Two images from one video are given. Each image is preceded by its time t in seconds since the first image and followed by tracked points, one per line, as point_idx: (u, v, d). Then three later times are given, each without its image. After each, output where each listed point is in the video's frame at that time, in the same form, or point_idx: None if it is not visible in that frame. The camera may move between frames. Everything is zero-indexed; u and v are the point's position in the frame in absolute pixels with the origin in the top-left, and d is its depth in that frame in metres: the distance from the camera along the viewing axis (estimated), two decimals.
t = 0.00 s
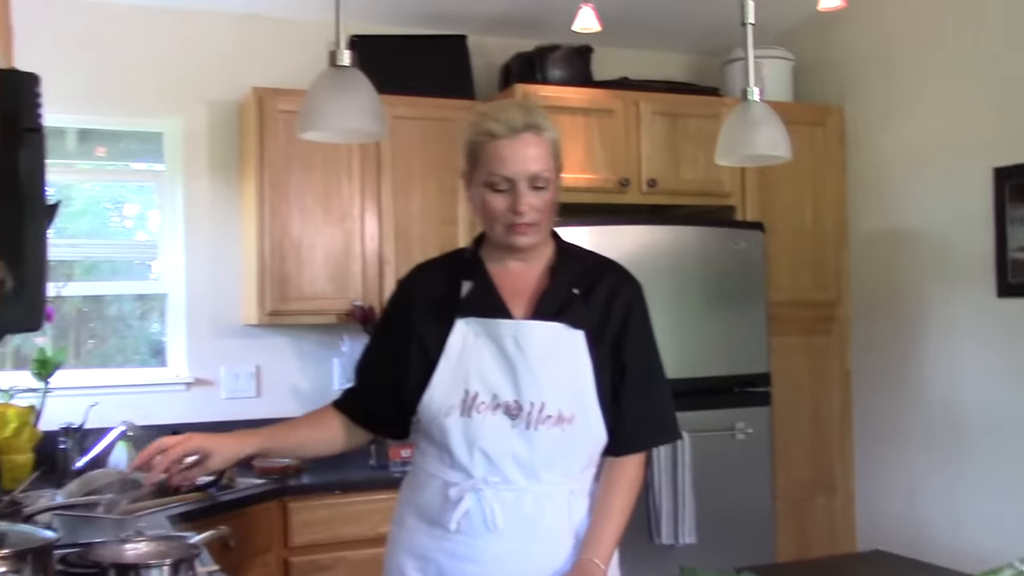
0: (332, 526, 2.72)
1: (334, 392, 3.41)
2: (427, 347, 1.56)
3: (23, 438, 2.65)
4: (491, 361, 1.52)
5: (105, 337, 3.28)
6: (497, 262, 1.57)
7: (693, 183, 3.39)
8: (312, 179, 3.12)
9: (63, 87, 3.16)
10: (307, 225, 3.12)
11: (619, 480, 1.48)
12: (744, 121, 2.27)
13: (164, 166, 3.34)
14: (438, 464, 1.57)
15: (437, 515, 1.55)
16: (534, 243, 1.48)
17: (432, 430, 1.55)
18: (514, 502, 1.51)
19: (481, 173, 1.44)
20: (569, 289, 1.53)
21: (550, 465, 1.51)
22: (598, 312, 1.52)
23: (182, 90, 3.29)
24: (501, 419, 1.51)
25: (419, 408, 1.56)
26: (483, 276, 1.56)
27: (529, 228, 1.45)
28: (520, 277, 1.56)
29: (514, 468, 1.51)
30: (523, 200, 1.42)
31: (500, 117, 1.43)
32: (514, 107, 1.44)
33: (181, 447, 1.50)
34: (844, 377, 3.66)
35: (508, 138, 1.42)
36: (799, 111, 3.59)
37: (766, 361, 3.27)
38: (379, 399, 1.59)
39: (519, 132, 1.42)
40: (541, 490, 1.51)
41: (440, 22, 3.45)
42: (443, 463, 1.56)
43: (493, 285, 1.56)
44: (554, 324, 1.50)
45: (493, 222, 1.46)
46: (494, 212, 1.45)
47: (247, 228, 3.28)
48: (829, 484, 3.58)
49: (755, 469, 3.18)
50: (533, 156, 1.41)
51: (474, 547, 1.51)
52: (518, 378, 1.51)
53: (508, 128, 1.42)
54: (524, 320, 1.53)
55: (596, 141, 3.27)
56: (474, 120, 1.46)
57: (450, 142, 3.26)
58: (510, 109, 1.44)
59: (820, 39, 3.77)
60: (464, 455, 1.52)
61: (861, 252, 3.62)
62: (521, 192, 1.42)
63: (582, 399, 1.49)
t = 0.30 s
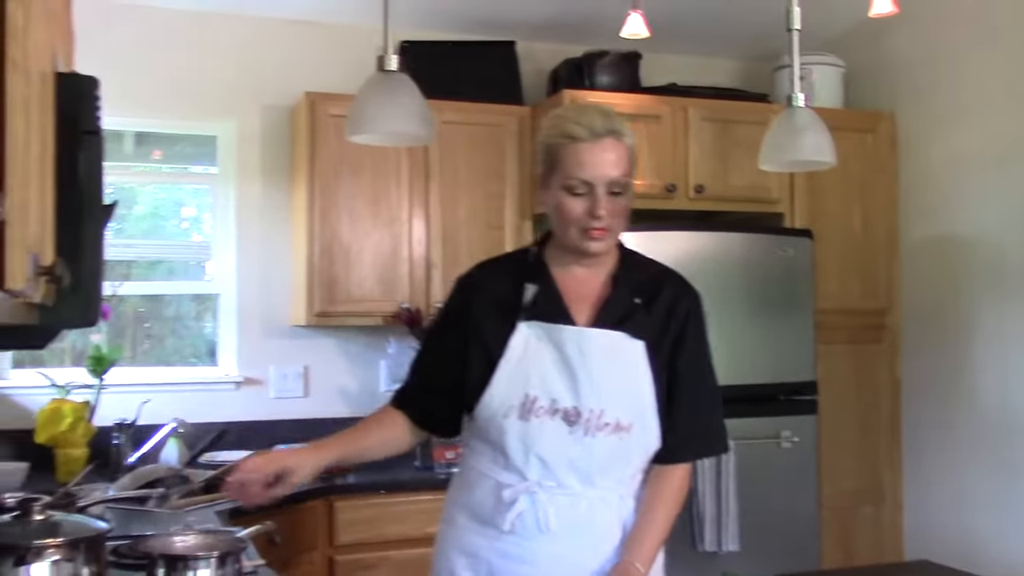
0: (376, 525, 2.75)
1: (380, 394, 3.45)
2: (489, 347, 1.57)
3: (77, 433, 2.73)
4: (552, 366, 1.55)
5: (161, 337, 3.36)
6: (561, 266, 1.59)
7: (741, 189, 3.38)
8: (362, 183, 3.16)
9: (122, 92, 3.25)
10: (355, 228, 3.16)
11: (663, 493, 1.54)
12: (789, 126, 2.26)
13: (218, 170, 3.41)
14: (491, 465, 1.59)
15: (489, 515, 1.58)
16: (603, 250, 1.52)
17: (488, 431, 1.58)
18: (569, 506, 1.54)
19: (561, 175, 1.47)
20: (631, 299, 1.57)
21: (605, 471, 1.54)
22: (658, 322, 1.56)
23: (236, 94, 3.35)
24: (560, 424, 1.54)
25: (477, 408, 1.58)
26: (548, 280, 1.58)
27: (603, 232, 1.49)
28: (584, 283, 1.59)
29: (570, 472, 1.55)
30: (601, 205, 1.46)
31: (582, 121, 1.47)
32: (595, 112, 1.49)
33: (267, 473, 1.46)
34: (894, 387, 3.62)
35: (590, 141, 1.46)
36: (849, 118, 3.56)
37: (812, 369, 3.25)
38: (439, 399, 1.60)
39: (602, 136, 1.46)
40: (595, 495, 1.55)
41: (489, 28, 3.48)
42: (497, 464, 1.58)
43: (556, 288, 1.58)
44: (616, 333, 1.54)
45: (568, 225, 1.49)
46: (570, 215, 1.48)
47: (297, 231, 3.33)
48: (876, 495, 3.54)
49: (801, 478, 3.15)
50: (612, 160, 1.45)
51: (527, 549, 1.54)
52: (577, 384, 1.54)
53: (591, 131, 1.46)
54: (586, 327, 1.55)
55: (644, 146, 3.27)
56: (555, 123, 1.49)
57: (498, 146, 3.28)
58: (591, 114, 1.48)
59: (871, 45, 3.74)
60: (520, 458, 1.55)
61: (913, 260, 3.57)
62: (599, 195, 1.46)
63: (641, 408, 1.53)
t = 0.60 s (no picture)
0: (415, 518, 2.78)
1: (421, 388, 3.48)
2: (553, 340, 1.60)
3: (125, 422, 2.79)
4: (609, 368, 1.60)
5: (209, 329, 3.42)
6: (625, 268, 1.62)
7: (785, 189, 3.36)
8: (405, 179, 3.19)
9: (172, 89, 3.31)
10: (398, 224, 3.19)
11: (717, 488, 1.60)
12: (829, 125, 2.25)
13: (265, 166, 3.46)
14: (537, 460, 1.65)
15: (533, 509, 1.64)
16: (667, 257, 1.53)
17: (540, 426, 1.63)
18: (614, 502, 1.62)
19: (633, 178, 1.48)
20: (689, 305, 1.62)
21: (650, 472, 1.63)
22: (714, 329, 1.62)
23: (283, 91, 3.40)
24: (613, 424, 1.61)
25: (534, 401, 1.62)
26: (613, 283, 1.61)
27: (670, 240, 1.50)
28: (644, 285, 1.63)
29: (617, 471, 1.62)
30: (672, 211, 1.47)
31: (659, 126, 1.49)
32: (671, 119, 1.50)
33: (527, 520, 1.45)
34: (938, 391, 3.59)
35: (665, 147, 1.48)
36: (896, 119, 3.53)
37: (855, 371, 3.23)
38: (507, 395, 1.62)
39: (677, 143, 1.48)
40: (639, 494, 1.63)
41: (533, 26, 3.49)
42: (544, 458, 1.64)
43: (619, 290, 1.61)
44: (673, 340, 1.60)
45: (636, 229, 1.50)
46: (638, 218, 1.49)
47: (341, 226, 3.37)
48: (918, 499, 3.50)
49: (841, 481, 3.13)
50: (685, 168, 1.47)
51: (570, 543, 1.61)
52: (631, 387, 1.61)
53: (667, 137, 1.48)
54: (645, 332, 1.61)
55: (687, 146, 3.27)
56: (631, 127, 1.51)
57: (540, 144, 3.29)
58: (668, 121, 1.50)
59: (920, 44, 3.69)
60: (570, 454, 1.62)
61: (960, 263, 3.53)
62: (671, 202, 1.47)
63: (690, 414, 1.61)
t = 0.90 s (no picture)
0: (430, 498, 2.81)
1: (438, 369, 3.50)
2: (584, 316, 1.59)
3: (146, 398, 2.82)
4: (628, 355, 1.63)
5: (230, 308, 3.45)
6: (637, 249, 1.62)
7: (805, 175, 3.35)
8: (425, 161, 3.20)
9: (193, 69, 3.33)
10: (417, 205, 3.21)
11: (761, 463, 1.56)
12: (846, 111, 2.24)
13: (286, 145, 3.48)
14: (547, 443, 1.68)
15: (545, 491, 1.67)
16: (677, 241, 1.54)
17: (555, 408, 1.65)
18: (625, 483, 1.67)
19: (648, 161, 1.49)
20: (698, 286, 1.65)
21: (659, 456, 1.69)
22: (723, 309, 1.66)
23: (305, 71, 3.41)
24: (628, 409, 1.65)
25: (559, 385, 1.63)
26: (630, 265, 1.61)
27: (680, 223, 1.51)
28: (656, 267, 1.65)
29: (629, 455, 1.67)
30: (684, 195, 1.48)
31: (677, 110, 1.49)
32: (689, 103, 1.50)
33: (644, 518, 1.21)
34: (956, 380, 3.58)
35: (681, 131, 1.48)
36: (919, 106, 3.51)
37: (872, 358, 3.23)
38: (563, 383, 1.53)
39: (694, 128, 1.48)
40: (648, 477, 1.69)
41: (555, 10, 3.49)
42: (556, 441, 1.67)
43: (637, 274, 1.62)
44: (684, 325, 1.63)
45: (648, 212, 1.51)
46: (651, 201, 1.50)
47: (361, 207, 3.38)
48: (933, 488, 3.50)
49: (856, 468, 3.13)
50: (700, 153, 1.47)
51: (583, 524, 1.64)
52: (646, 373, 1.65)
53: (684, 121, 1.48)
54: (657, 316, 1.63)
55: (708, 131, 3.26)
56: (648, 109, 1.51)
57: (560, 128, 3.29)
58: (686, 104, 1.50)
59: (944, 31, 3.67)
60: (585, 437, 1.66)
61: (980, 252, 3.51)
62: (683, 186, 1.48)
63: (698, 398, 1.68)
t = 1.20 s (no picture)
0: (427, 479, 2.83)
1: (437, 352, 3.52)
2: (554, 301, 1.60)
3: (147, 377, 2.84)
4: (607, 338, 1.63)
5: (231, 290, 3.47)
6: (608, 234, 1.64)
7: (804, 162, 3.36)
8: (426, 144, 3.21)
9: (196, 51, 3.34)
10: (417, 189, 3.22)
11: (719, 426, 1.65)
12: (842, 97, 2.25)
13: (288, 128, 3.48)
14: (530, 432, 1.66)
15: (530, 479, 1.66)
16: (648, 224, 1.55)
17: (537, 396, 1.64)
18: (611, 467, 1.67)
19: (619, 145, 1.49)
20: (671, 265, 1.67)
21: (641, 437, 1.69)
22: (695, 285, 1.68)
23: (307, 54, 3.41)
24: (611, 393, 1.65)
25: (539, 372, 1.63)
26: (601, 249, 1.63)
27: (651, 206, 1.52)
28: (628, 249, 1.66)
29: (613, 438, 1.67)
30: (655, 179, 1.49)
31: (647, 93, 1.49)
32: (659, 86, 1.51)
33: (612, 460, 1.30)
34: (952, 366, 3.60)
35: (652, 114, 1.48)
36: (919, 94, 3.51)
37: (869, 344, 3.24)
38: (522, 370, 1.57)
39: (664, 111, 1.49)
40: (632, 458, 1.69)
41: None
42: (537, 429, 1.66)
43: (609, 259, 1.64)
44: (658, 304, 1.64)
45: (620, 195, 1.52)
46: (622, 185, 1.51)
47: (362, 190, 3.40)
48: (927, 474, 3.52)
49: (851, 453, 3.16)
50: (671, 137, 1.48)
51: (569, 510, 1.65)
52: (627, 355, 1.64)
53: (655, 104, 1.48)
54: (633, 297, 1.64)
55: (707, 116, 3.26)
56: (619, 92, 1.51)
57: (562, 112, 3.30)
58: (657, 87, 1.50)
59: (947, 19, 3.67)
60: (569, 424, 1.64)
61: (978, 239, 3.53)
62: (655, 169, 1.48)
63: (678, 376, 1.67)
